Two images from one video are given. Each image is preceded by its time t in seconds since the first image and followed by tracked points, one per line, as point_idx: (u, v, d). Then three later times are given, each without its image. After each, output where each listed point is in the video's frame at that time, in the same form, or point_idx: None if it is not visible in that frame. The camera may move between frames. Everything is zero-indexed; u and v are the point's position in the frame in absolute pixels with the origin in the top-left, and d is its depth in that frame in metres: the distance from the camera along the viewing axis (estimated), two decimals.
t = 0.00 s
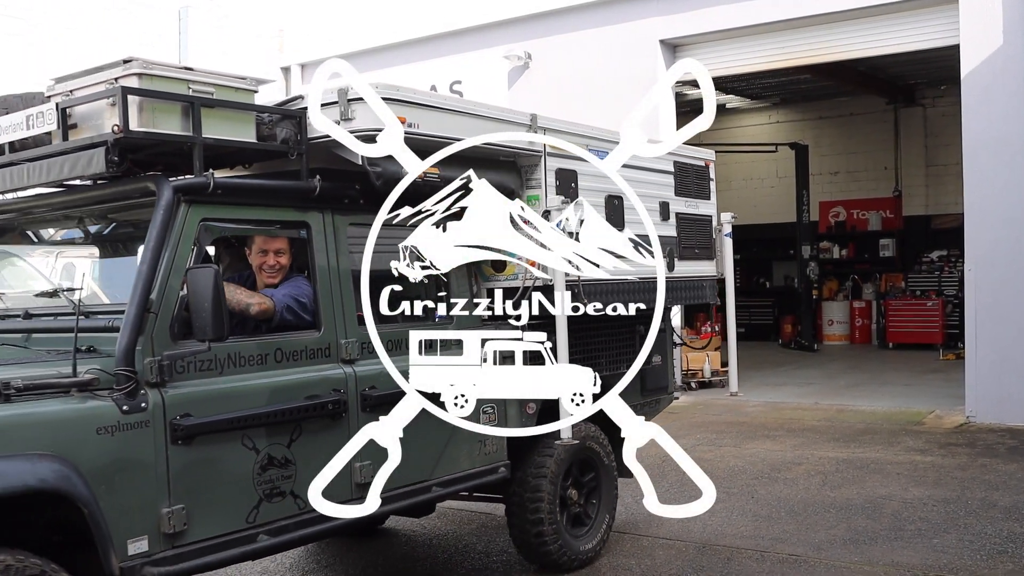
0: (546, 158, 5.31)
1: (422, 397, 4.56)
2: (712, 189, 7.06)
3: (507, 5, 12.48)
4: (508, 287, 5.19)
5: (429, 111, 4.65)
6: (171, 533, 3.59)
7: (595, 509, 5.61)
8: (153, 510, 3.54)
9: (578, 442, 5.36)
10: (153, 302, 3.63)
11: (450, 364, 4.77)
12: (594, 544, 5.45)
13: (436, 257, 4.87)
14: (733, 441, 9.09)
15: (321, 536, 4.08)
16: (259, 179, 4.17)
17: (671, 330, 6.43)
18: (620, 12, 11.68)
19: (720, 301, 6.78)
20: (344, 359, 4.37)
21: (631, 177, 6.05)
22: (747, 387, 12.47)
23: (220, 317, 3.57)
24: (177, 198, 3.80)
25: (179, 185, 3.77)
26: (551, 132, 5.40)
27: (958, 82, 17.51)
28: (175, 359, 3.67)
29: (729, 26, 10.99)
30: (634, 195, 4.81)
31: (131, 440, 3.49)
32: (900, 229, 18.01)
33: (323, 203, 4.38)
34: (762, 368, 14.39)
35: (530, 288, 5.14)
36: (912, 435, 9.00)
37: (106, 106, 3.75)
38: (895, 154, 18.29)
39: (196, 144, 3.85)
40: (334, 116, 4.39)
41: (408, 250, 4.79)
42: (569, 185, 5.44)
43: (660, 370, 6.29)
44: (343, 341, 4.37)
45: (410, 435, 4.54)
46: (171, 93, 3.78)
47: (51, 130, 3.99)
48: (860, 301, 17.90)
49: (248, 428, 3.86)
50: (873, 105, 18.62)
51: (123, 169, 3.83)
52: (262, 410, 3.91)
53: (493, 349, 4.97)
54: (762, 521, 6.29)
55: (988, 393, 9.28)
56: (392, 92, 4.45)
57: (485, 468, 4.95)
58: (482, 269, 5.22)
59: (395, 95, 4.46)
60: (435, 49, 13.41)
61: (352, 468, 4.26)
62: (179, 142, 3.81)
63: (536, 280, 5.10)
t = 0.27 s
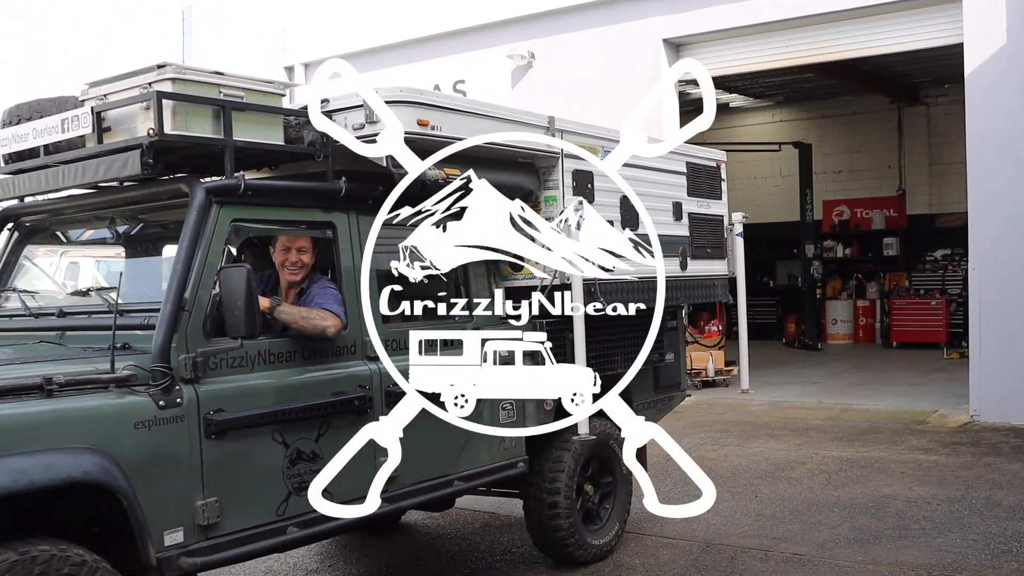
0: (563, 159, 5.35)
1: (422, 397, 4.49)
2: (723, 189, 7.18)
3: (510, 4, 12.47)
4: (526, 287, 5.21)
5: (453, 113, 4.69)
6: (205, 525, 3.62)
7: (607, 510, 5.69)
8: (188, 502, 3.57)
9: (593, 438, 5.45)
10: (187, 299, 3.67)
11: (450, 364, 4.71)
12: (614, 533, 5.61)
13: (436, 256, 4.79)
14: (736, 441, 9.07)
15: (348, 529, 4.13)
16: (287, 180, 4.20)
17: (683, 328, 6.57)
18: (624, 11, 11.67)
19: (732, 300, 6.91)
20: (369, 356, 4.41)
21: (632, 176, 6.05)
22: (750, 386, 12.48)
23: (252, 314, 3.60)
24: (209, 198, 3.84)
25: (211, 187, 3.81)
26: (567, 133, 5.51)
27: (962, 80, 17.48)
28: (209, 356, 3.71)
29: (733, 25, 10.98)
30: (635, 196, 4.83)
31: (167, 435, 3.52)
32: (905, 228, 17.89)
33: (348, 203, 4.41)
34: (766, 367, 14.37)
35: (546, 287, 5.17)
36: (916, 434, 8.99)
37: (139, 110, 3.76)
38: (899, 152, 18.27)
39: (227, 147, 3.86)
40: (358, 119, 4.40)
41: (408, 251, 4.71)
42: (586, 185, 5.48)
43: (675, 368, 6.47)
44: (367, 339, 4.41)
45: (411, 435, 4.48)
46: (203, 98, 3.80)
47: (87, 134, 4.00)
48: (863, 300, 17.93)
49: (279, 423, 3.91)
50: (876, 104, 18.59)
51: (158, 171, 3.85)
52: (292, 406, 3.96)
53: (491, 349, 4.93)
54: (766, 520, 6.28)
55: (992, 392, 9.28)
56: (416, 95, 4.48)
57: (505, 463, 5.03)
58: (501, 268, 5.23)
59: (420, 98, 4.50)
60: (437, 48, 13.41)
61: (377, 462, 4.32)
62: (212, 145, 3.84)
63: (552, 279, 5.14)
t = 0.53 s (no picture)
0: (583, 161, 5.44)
1: (422, 397, 4.40)
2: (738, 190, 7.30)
3: (514, 3, 12.48)
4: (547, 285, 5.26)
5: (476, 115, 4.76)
6: (241, 517, 3.72)
7: (623, 507, 5.78)
8: (225, 495, 3.67)
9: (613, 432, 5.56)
10: (224, 297, 3.74)
11: (450, 364, 4.63)
12: (627, 533, 5.65)
13: (436, 256, 4.70)
14: (741, 440, 9.07)
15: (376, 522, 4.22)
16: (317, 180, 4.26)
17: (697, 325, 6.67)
18: (628, 10, 11.67)
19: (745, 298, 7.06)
20: (396, 353, 4.45)
21: (638, 176, 6.07)
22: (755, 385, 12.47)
23: (287, 313, 3.67)
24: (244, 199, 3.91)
25: (245, 188, 3.88)
26: (587, 136, 5.65)
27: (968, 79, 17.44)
28: (245, 353, 3.79)
29: (737, 23, 10.96)
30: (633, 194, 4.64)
31: (205, 430, 3.61)
32: (910, 227, 17.88)
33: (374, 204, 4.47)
34: (771, 367, 14.35)
35: (566, 286, 5.23)
36: (921, 434, 8.98)
37: (175, 113, 3.88)
38: (904, 151, 18.24)
39: (260, 149, 3.96)
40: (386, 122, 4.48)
41: (408, 251, 4.60)
42: (605, 186, 5.58)
43: (688, 364, 6.61)
44: (395, 336, 4.46)
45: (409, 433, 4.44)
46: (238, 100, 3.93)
47: (122, 136, 4.07)
48: (868, 299, 17.90)
49: (310, 418, 4.00)
50: (881, 103, 18.56)
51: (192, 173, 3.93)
52: (324, 402, 4.05)
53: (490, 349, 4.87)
54: (771, 520, 6.28)
55: (997, 392, 9.26)
56: (443, 99, 4.56)
57: (526, 458, 5.11)
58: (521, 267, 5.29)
59: (446, 101, 4.57)
60: (441, 47, 13.44)
61: (404, 456, 4.41)
62: (245, 147, 3.92)
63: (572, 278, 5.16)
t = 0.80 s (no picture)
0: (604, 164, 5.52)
1: (422, 397, 4.37)
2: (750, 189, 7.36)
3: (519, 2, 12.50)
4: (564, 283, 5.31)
5: (495, 117, 4.87)
6: (275, 509, 3.83)
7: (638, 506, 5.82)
8: (260, 487, 3.78)
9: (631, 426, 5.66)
10: (259, 295, 3.85)
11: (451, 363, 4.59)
12: (636, 531, 5.69)
13: (436, 256, 4.64)
14: (746, 439, 9.07)
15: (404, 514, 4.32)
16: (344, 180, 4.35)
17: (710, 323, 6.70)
18: (632, 9, 11.67)
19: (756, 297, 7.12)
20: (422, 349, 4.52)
21: (650, 176, 6.07)
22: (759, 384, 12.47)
23: (320, 311, 3.76)
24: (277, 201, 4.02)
25: (279, 190, 3.99)
26: (605, 138, 5.78)
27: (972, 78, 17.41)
28: (280, 349, 3.90)
29: (740, 22, 10.96)
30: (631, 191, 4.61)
31: (243, 424, 3.72)
32: (915, 225, 17.90)
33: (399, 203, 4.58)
34: (774, 365, 14.36)
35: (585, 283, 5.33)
36: (926, 432, 8.98)
37: (211, 116, 3.96)
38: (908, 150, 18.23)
39: (293, 151, 4.06)
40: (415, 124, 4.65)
41: (408, 251, 4.55)
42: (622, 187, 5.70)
43: (700, 362, 6.60)
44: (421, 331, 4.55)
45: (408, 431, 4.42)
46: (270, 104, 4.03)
47: (158, 138, 4.13)
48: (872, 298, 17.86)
49: (341, 413, 4.12)
50: (885, 102, 18.54)
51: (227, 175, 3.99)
52: (352, 397, 4.16)
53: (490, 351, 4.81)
54: (775, 519, 6.28)
55: (1002, 390, 9.26)
56: (470, 101, 4.67)
57: (545, 453, 5.20)
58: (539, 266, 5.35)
59: (470, 103, 4.66)
60: (444, 46, 13.46)
61: (429, 450, 4.52)
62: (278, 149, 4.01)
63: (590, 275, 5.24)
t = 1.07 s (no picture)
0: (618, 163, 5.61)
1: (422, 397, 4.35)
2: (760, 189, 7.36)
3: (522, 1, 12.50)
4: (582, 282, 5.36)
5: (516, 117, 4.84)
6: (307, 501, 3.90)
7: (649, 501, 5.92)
8: (292, 479, 3.85)
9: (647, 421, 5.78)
10: (290, 293, 3.94)
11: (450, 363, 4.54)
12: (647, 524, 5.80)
13: (433, 257, 4.60)
14: (748, 438, 9.05)
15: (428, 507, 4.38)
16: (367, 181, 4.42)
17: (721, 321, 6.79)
18: (635, 8, 11.67)
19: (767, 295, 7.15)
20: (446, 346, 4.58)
21: (664, 176, 6.09)
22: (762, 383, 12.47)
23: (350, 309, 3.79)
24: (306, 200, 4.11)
25: (308, 190, 4.08)
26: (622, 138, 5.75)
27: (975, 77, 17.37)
28: (310, 346, 3.99)
29: (742, 21, 10.96)
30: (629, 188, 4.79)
31: (277, 418, 3.81)
32: (917, 225, 17.87)
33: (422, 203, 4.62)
34: (777, 364, 14.36)
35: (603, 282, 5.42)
36: (928, 431, 8.97)
37: (244, 118, 4.06)
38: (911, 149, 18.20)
39: (321, 153, 4.15)
40: (436, 126, 4.59)
41: (408, 250, 4.51)
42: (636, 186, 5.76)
43: (711, 359, 6.69)
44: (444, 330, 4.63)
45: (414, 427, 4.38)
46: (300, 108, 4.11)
47: (190, 139, 4.22)
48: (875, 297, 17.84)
49: (368, 408, 4.20)
50: (888, 101, 18.51)
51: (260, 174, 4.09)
52: (377, 391, 4.25)
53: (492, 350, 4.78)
54: (778, 518, 6.28)
55: (1005, 389, 9.25)
56: (491, 103, 4.63)
57: (563, 448, 5.24)
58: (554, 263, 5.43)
59: (491, 106, 4.64)
60: (447, 45, 13.49)
61: (453, 444, 4.57)
62: (307, 151, 4.12)
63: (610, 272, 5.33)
